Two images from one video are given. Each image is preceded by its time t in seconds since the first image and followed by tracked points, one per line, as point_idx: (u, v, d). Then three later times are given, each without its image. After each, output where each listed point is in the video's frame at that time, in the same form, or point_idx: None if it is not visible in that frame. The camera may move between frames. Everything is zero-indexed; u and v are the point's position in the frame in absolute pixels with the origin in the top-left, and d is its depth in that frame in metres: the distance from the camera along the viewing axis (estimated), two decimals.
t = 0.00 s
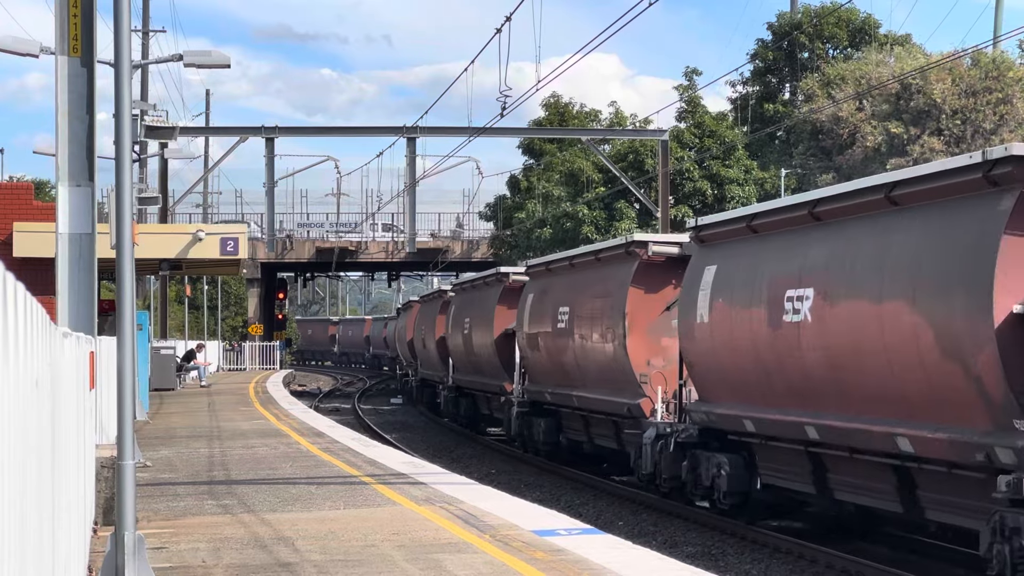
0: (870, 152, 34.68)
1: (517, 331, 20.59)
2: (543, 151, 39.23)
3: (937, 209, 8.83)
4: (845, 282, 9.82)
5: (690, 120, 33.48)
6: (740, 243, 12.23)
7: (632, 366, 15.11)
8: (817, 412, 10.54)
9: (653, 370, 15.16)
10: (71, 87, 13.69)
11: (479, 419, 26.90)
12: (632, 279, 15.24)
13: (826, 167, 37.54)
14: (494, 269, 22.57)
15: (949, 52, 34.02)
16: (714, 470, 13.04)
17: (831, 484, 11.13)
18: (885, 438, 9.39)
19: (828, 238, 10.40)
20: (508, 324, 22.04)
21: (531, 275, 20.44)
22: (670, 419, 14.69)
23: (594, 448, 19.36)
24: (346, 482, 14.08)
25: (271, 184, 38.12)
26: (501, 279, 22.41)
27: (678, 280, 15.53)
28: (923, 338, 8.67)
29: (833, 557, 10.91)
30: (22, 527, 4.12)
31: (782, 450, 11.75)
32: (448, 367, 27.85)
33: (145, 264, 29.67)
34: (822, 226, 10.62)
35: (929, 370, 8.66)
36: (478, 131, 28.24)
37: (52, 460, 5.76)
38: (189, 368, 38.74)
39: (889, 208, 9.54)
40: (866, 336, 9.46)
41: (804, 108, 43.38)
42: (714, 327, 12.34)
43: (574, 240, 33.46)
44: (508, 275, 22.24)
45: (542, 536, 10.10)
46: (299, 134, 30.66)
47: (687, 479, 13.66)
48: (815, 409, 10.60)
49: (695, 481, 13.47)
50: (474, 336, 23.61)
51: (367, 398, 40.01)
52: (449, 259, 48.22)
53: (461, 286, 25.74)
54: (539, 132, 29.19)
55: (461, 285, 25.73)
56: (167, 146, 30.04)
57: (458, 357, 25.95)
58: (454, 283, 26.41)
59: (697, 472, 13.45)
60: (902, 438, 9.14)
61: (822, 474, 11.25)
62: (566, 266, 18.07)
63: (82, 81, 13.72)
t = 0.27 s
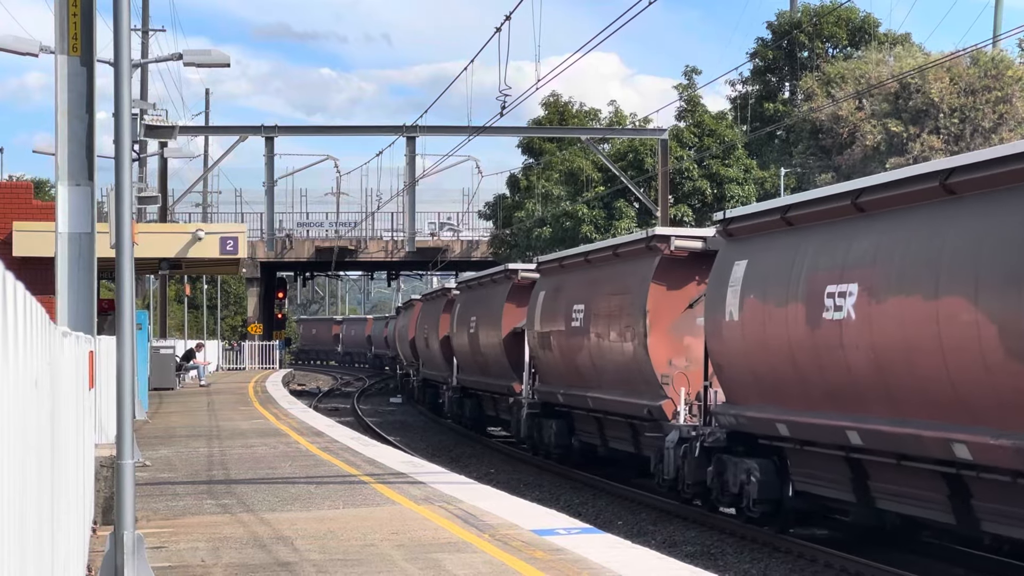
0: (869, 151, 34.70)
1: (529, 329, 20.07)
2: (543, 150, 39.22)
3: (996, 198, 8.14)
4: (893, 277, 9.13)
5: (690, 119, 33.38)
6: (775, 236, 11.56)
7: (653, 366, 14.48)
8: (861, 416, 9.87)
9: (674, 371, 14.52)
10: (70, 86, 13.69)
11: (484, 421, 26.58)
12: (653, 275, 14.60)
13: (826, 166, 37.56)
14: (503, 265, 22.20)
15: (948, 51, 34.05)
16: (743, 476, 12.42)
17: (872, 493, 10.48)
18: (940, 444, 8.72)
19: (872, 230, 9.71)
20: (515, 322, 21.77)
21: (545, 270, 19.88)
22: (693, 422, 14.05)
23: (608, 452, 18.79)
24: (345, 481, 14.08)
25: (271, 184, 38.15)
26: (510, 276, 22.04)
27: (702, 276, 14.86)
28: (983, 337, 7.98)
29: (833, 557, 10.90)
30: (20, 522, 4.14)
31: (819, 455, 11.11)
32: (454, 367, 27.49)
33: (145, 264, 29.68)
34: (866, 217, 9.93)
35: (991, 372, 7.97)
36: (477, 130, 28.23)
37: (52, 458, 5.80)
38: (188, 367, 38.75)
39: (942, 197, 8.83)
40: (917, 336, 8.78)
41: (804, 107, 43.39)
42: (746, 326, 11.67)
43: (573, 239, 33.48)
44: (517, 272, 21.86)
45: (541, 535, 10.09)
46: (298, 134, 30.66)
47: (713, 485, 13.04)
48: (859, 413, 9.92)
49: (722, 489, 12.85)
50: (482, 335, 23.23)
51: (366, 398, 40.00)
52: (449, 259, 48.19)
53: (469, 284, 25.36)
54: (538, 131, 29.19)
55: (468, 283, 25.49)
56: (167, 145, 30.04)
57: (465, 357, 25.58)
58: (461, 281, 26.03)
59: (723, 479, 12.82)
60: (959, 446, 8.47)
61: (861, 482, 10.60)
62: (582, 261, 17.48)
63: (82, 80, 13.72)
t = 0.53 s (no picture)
0: (869, 149, 34.70)
1: (538, 327, 19.57)
2: (543, 149, 39.20)
3: None
4: (951, 271, 8.56)
5: (690, 117, 33.40)
6: (813, 228, 10.97)
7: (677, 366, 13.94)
8: (914, 419, 9.31)
9: (699, 371, 13.97)
10: (70, 85, 13.68)
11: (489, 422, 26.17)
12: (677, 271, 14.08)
13: (825, 165, 37.57)
14: (513, 262, 21.61)
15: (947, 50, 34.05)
16: (776, 482, 11.89)
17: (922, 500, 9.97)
18: (1006, 450, 8.17)
19: (924, 220, 9.15)
20: (526, 319, 21.28)
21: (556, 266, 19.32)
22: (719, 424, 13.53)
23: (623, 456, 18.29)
24: (345, 480, 14.08)
25: (270, 182, 38.15)
26: (519, 272, 21.48)
27: (726, 272, 14.33)
28: None
29: (833, 555, 10.91)
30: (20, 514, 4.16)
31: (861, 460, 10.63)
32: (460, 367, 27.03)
33: (144, 262, 29.68)
34: (917, 206, 9.35)
35: None
36: (477, 129, 28.22)
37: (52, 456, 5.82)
38: (187, 366, 38.76)
39: (1005, 183, 8.23)
40: (980, 334, 8.21)
41: (803, 106, 43.39)
42: (783, 323, 11.10)
43: (572, 238, 33.48)
44: (526, 268, 21.31)
45: (541, 534, 10.09)
46: (298, 132, 30.67)
47: (742, 490, 12.64)
48: (910, 416, 9.37)
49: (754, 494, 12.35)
50: (490, 333, 22.67)
51: (366, 397, 40.00)
52: (448, 258, 48.17)
53: (476, 282, 24.83)
54: (538, 130, 29.19)
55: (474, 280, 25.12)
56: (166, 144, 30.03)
57: (471, 357, 25.07)
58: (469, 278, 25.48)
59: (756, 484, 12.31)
60: None
61: (910, 488, 10.09)
62: (598, 257, 16.92)
63: (81, 79, 13.72)
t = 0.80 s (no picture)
0: (868, 149, 34.73)
1: (552, 326, 18.88)
2: (543, 148, 39.18)
3: None
4: (1019, 264, 7.82)
5: (689, 117, 33.39)
6: (857, 220, 10.24)
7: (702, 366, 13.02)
8: (972, 425, 8.58)
9: (726, 371, 13.03)
10: (70, 84, 13.69)
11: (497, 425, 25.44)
12: (702, 266, 13.17)
13: (825, 164, 37.59)
14: (520, 258, 21.16)
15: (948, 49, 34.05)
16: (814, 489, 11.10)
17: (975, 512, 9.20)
18: None
19: (990, 209, 8.36)
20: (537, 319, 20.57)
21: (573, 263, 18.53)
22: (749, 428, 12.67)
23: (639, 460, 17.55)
24: (345, 479, 14.09)
25: (270, 182, 38.15)
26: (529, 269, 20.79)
27: (758, 266, 13.31)
28: None
29: (833, 554, 10.93)
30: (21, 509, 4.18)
31: (909, 467, 9.82)
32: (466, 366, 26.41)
33: (144, 262, 29.70)
34: (978, 194, 8.61)
35: None
36: (476, 128, 28.22)
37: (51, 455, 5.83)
38: (187, 365, 38.81)
39: None
40: None
41: (804, 105, 43.40)
42: (824, 322, 10.36)
43: (572, 237, 33.50)
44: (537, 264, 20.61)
45: (541, 533, 10.09)
46: (297, 132, 30.68)
47: (775, 498, 11.82)
48: (969, 422, 8.63)
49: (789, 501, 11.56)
50: (500, 332, 21.96)
51: (365, 396, 40.03)
52: (448, 257, 48.15)
53: (485, 279, 24.20)
54: (538, 129, 29.19)
55: (481, 277, 24.72)
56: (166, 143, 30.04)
57: (480, 356, 24.41)
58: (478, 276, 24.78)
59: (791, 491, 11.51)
60: None
61: (963, 498, 9.32)
62: (619, 252, 16.10)
63: (80, 78, 13.73)
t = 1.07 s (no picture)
0: (869, 148, 34.73)
1: (565, 324, 18.11)
2: (543, 147, 39.16)
3: None
4: None
5: (690, 116, 33.37)
6: (906, 209, 9.46)
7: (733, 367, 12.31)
8: None
9: (758, 372, 12.31)
10: (70, 83, 13.70)
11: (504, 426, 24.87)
12: (732, 262, 12.38)
13: (826, 164, 37.59)
14: (533, 255, 20.36)
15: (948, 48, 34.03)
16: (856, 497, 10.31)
17: None
18: None
19: None
20: (548, 317, 19.82)
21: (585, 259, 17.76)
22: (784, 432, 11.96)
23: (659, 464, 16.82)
24: (345, 478, 14.09)
25: (270, 181, 38.18)
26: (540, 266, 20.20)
27: (788, 262, 12.55)
28: None
29: (833, 553, 10.93)
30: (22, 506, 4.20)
31: (968, 477, 9.08)
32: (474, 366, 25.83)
33: (145, 261, 29.72)
34: None
35: None
36: (476, 127, 28.21)
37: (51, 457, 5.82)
38: (187, 364, 38.83)
39: None
40: None
41: (804, 104, 43.39)
42: (870, 319, 9.60)
43: (572, 236, 33.50)
44: (550, 262, 20.04)
45: (541, 532, 10.10)
46: (298, 131, 30.67)
47: (813, 506, 11.06)
48: None
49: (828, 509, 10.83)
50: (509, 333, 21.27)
51: (365, 395, 40.03)
52: (449, 256, 48.13)
53: (493, 277, 23.61)
54: (538, 128, 29.19)
55: (489, 275, 24.07)
56: (166, 142, 30.03)
57: (487, 357, 23.77)
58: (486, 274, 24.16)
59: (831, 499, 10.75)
60: None
61: None
62: (636, 247, 15.32)
63: (81, 77, 13.74)
